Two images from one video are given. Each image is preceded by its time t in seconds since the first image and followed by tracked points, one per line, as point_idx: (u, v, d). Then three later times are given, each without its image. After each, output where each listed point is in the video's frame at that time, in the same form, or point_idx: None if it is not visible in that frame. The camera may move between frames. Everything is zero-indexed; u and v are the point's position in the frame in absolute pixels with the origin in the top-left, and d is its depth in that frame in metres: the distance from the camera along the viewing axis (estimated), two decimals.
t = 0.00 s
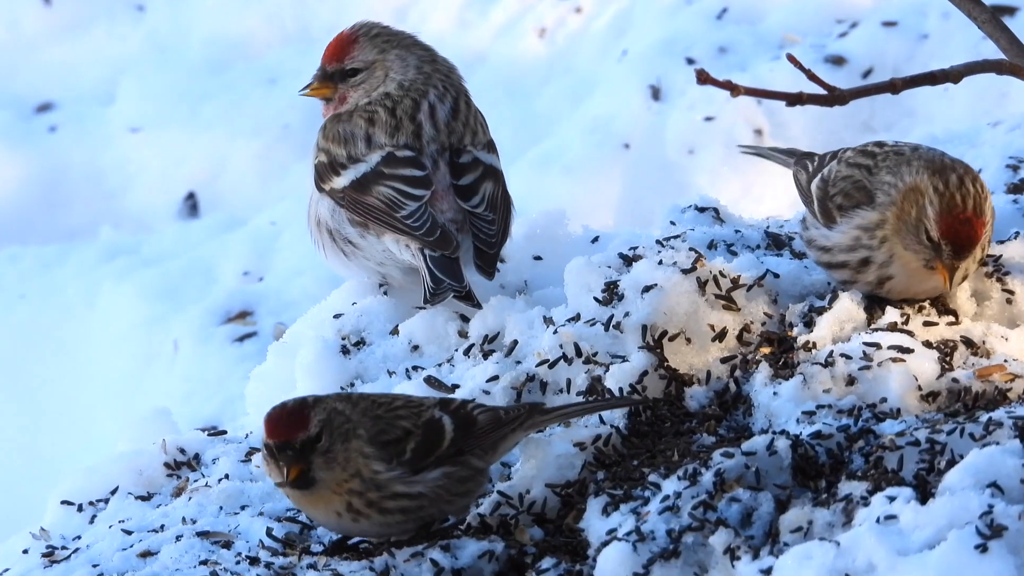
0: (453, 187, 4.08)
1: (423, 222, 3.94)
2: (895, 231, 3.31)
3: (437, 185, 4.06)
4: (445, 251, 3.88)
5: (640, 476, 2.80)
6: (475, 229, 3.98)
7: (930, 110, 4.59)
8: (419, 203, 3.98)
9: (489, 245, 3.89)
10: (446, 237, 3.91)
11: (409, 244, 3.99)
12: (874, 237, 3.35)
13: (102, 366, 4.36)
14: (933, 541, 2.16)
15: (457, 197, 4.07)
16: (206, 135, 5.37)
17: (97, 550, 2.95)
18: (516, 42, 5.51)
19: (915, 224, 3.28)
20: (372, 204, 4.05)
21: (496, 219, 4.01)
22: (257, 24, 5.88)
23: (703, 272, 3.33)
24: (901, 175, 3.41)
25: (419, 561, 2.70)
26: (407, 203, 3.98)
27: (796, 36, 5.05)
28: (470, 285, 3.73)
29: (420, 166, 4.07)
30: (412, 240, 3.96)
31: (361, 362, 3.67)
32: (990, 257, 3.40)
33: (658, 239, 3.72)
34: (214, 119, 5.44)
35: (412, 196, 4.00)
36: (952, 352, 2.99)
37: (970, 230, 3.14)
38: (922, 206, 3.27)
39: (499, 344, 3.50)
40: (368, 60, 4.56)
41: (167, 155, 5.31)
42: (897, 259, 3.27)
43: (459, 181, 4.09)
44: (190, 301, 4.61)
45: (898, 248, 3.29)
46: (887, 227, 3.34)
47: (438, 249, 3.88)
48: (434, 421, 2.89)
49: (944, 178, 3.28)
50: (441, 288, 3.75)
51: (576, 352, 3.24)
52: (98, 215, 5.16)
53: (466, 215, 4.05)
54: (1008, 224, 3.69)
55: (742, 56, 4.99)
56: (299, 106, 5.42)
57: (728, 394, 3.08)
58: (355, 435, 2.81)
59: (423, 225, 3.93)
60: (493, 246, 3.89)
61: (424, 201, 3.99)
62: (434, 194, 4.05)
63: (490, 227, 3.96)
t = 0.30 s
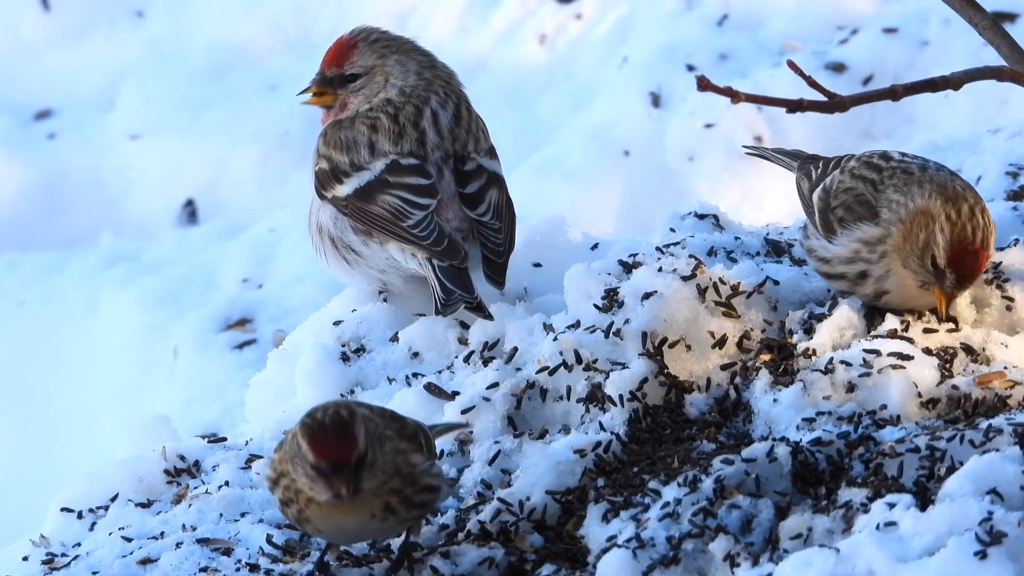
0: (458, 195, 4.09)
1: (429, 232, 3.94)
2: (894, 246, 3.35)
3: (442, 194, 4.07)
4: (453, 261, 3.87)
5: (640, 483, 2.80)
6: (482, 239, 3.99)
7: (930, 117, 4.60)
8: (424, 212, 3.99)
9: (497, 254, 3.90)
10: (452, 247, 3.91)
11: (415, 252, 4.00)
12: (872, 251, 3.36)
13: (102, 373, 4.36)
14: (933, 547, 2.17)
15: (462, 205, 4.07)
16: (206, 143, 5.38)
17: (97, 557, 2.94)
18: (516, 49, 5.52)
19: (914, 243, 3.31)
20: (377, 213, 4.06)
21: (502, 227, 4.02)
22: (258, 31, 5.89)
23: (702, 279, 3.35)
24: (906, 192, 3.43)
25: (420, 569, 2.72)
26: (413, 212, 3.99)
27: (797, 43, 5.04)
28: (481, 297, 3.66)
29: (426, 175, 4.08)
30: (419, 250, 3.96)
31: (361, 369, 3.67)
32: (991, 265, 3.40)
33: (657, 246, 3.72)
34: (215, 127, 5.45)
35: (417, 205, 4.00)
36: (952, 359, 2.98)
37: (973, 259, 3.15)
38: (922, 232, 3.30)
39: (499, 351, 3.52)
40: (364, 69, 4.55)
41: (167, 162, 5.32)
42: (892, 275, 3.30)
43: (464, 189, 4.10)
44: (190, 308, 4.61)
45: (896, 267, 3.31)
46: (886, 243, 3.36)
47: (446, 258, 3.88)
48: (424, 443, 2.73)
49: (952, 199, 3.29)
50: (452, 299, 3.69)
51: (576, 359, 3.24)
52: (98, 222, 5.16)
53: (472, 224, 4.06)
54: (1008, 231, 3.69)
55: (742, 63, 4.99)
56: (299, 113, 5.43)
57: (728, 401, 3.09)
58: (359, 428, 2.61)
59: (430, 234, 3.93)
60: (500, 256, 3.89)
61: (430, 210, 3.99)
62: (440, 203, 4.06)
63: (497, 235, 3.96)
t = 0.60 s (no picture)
0: (457, 197, 4.09)
1: (428, 234, 3.95)
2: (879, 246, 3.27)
3: (441, 197, 4.08)
4: (453, 265, 3.87)
5: (635, 485, 2.81)
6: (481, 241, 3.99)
7: (924, 120, 4.61)
8: (424, 214, 3.99)
9: (496, 256, 3.91)
10: (451, 249, 3.92)
11: (415, 255, 4.01)
12: (862, 252, 3.30)
13: (100, 376, 4.37)
14: (928, 549, 2.19)
15: (461, 207, 4.08)
16: (203, 147, 5.39)
17: (94, 559, 2.95)
18: (511, 53, 5.53)
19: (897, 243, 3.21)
20: (376, 215, 4.07)
21: (500, 229, 4.02)
22: (255, 34, 5.90)
23: (697, 282, 3.37)
24: (892, 190, 3.31)
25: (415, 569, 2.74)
26: (413, 215, 3.99)
27: (791, 46, 5.05)
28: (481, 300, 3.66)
29: (424, 177, 4.08)
30: (418, 252, 3.97)
31: (357, 372, 3.68)
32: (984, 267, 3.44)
33: (652, 249, 3.74)
34: (212, 132, 5.46)
35: (416, 207, 4.01)
36: (946, 361, 3.01)
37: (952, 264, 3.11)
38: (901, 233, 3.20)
39: (494, 354, 3.51)
40: (361, 72, 4.56)
41: (165, 167, 5.34)
42: (881, 275, 3.22)
43: (463, 192, 4.10)
44: (187, 311, 4.62)
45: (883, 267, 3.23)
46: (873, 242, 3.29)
47: (445, 261, 3.89)
48: (454, 486, 2.61)
49: (928, 201, 3.16)
50: (453, 303, 3.69)
51: (570, 361, 3.25)
52: (95, 225, 5.17)
53: (471, 226, 4.07)
54: (1001, 233, 3.70)
55: (737, 66, 5.01)
56: (296, 116, 5.44)
57: (722, 403, 3.10)
58: (404, 482, 2.65)
59: (429, 238, 3.94)
60: (499, 258, 3.91)
61: (429, 212, 4.00)
62: (439, 206, 4.07)
63: (496, 237, 3.97)
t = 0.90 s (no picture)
0: (451, 195, 4.13)
1: (423, 231, 3.98)
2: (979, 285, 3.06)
3: (435, 194, 4.12)
4: (448, 261, 3.91)
5: (624, 479, 2.86)
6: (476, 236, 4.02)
7: (909, 118, 4.66)
8: (418, 211, 4.03)
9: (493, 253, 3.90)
10: (445, 245, 3.95)
11: (409, 251, 4.04)
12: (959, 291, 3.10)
13: (96, 372, 4.39)
14: (913, 541, 2.24)
15: (455, 204, 4.12)
16: (198, 146, 5.40)
17: (92, 551, 2.99)
18: (502, 52, 5.55)
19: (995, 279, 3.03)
20: (371, 212, 4.11)
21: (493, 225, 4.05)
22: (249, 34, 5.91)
23: (686, 277, 3.39)
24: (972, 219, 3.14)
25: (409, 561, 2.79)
26: (407, 212, 4.03)
27: (778, 44, 5.11)
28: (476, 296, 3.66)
29: (418, 174, 4.13)
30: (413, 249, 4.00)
31: (349, 368, 3.70)
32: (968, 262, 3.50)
33: (642, 245, 3.75)
34: (206, 130, 5.47)
35: (411, 204, 4.05)
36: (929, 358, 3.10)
37: None
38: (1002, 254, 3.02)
39: (487, 349, 3.56)
40: (349, 72, 4.58)
41: (159, 165, 5.33)
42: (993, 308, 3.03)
43: (456, 189, 4.14)
44: (182, 308, 4.63)
45: (993, 294, 3.03)
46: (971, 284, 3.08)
47: (439, 256, 3.92)
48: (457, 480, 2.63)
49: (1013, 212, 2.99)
50: (448, 300, 3.69)
51: (561, 356, 3.29)
52: (92, 223, 5.19)
53: (465, 222, 4.10)
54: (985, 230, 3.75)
55: (724, 65, 5.06)
56: (289, 115, 5.50)
57: (711, 397, 3.15)
58: (409, 484, 2.66)
59: (424, 235, 3.97)
60: (493, 254, 3.90)
61: (423, 209, 4.04)
62: (433, 203, 4.10)
63: (490, 233, 4.00)
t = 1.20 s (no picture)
0: (437, 189, 4.27)
1: (409, 224, 4.14)
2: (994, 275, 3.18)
3: (421, 188, 4.26)
4: (433, 253, 4.06)
5: (609, 462, 2.99)
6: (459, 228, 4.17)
7: (884, 117, 4.80)
8: (405, 205, 4.19)
9: (474, 245, 4.08)
10: (430, 238, 4.10)
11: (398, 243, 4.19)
12: (955, 286, 3.23)
13: (101, 361, 4.53)
14: (885, 522, 2.39)
15: (441, 198, 4.26)
16: (197, 143, 5.51)
17: (98, 531, 3.13)
18: (490, 53, 5.68)
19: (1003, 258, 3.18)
20: (360, 206, 4.26)
21: (478, 219, 4.19)
22: (245, 35, 6.07)
23: (668, 270, 3.54)
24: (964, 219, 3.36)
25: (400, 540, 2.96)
26: (395, 206, 4.19)
27: (758, 47, 5.24)
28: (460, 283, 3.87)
29: (404, 170, 4.28)
30: (401, 241, 4.15)
31: (344, 357, 3.84)
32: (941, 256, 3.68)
33: (625, 239, 3.90)
34: (204, 127, 5.60)
35: (398, 199, 4.20)
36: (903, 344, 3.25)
37: None
38: (998, 235, 3.21)
39: (476, 338, 3.71)
40: (339, 71, 4.79)
41: (160, 160, 5.47)
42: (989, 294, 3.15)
43: (443, 184, 4.27)
44: (183, 297, 4.78)
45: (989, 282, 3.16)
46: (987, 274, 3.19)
47: (424, 249, 4.07)
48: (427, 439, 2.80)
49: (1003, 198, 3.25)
50: (432, 287, 3.91)
51: (548, 345, 3.45)
52: (96, 218, 5.33)
53: (451, 216, 4.23)
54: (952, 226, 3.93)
55: (705, 66, 5.21)
56: (286, 115, 5.61)
57: (692, 384, 3.28)
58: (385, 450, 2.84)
59: (411, 227, 4.12)
60: (478, 248, 4.08)
61: (410, 204, 4.19)
62: (420, 197, 4.25)
63: (474, 226, 4.13)
